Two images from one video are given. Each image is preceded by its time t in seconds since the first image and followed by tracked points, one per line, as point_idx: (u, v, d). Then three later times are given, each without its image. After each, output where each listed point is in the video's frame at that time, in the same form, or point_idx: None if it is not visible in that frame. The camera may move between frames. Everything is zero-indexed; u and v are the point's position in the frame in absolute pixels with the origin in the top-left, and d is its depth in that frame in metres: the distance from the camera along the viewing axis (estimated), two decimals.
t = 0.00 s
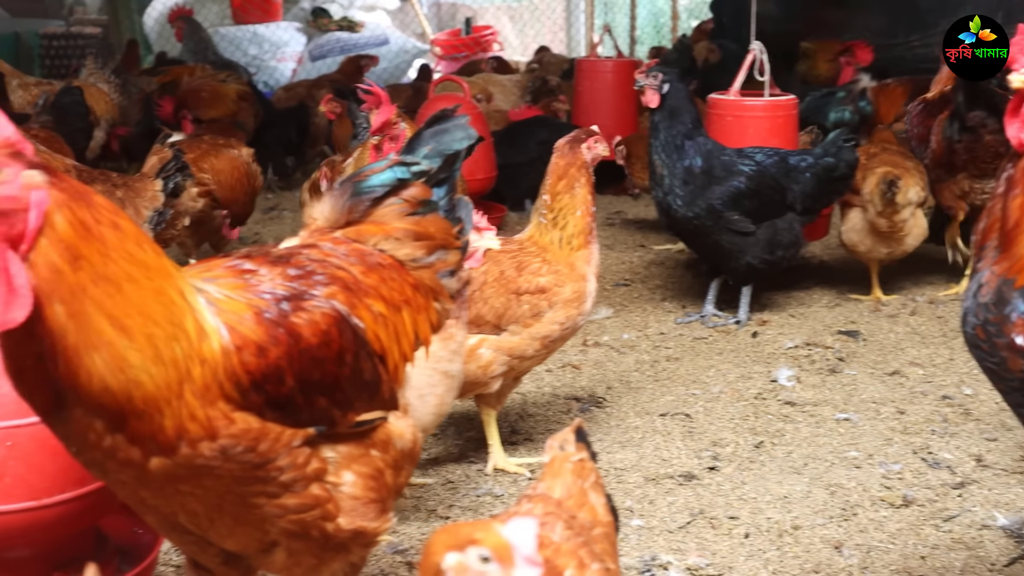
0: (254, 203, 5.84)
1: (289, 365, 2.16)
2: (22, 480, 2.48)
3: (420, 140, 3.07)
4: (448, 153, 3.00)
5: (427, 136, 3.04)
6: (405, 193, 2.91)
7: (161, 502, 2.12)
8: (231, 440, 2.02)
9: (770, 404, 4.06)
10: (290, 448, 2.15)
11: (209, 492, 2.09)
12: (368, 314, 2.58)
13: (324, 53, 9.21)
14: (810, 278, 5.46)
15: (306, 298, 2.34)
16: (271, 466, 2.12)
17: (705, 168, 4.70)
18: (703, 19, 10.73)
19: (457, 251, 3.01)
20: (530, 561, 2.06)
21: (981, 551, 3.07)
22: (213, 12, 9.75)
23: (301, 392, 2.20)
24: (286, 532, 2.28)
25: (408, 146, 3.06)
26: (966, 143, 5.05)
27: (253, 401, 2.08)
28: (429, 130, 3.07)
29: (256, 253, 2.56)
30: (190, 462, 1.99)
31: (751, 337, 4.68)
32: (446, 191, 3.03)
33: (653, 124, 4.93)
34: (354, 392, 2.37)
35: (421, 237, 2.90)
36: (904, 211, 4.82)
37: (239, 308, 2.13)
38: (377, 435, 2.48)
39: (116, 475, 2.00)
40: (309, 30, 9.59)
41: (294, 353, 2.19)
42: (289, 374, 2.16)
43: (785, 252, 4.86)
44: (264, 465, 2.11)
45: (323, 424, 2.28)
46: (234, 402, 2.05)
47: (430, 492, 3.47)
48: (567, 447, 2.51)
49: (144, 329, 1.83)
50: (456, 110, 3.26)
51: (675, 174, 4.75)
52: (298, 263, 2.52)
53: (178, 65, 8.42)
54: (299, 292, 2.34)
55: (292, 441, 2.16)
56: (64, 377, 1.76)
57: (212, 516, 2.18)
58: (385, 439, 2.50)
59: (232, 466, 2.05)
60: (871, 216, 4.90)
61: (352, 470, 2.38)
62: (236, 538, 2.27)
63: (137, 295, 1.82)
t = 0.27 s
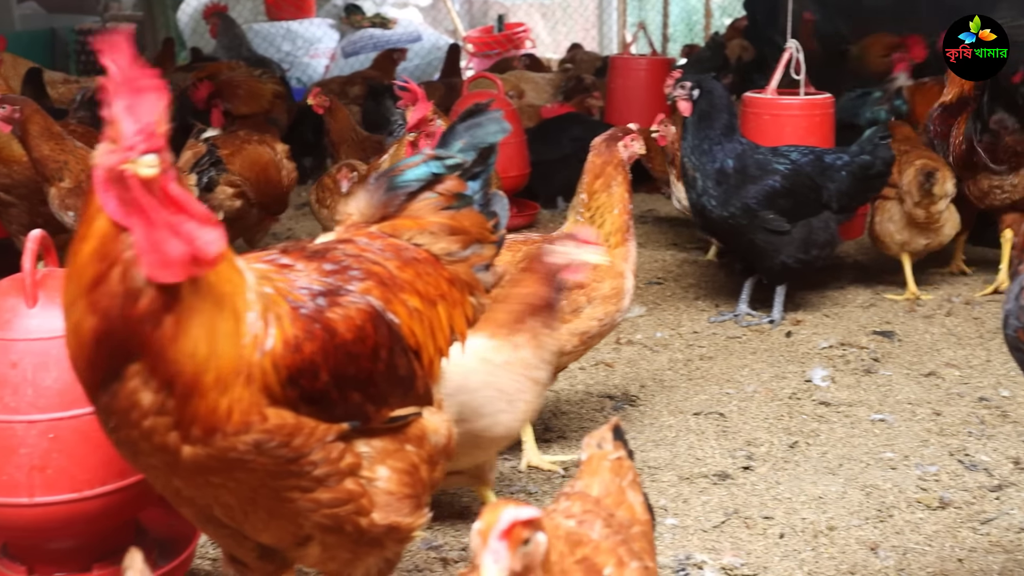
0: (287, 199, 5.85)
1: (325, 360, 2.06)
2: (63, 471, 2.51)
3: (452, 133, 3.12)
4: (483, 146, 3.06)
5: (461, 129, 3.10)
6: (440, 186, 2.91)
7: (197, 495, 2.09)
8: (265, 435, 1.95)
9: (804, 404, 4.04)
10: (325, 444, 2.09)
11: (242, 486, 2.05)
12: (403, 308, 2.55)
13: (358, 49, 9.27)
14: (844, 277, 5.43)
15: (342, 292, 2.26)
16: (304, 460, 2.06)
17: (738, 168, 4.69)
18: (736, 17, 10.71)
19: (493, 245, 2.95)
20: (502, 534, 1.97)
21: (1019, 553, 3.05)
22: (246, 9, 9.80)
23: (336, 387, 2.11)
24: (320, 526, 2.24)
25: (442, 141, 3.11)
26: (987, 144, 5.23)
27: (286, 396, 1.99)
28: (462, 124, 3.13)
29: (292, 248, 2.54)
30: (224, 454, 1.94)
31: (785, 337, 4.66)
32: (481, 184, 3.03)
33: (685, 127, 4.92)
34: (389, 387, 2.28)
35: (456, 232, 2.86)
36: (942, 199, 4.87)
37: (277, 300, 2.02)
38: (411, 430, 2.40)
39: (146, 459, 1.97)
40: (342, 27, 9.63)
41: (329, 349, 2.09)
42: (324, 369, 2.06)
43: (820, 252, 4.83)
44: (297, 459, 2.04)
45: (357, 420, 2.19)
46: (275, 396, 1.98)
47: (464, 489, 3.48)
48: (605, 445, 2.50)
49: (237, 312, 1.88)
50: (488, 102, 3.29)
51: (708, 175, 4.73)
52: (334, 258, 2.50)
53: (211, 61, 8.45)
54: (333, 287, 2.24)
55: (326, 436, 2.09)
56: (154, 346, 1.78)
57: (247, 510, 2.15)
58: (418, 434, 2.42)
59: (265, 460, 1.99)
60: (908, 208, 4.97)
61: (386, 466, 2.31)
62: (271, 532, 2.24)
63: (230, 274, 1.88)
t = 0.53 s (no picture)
0: (313, 198, 5.87)
1: (370, 356, 2.11)
2: (97, 468, 2.53)
3: (488, 138, 3.13)
4: (517, 151, 3.07)
5: (496, 134, 3.11)
6: (474, 190, 2.90)
7: (239, 493, 2.11)
8: (313, 432, 1.98)
9: (833, 405, 4.03)
10: (367, 439, 2.11)
11: (286, 483, 2.06)
12: (439, 308, 2.56)
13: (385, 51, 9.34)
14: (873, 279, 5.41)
15: (383, 291, 2.30)
16: (349, 457, 2.09)
17: (766, 169, 4.67)
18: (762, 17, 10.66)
19: (523, 248, 2.96)
20: (536, 535, 1.99)
21: None
22: (271, 7, 9.85)
23: (380, 384, 2.15)
24: (359, 524, 2.26)
25: (477, 144, 3.12)
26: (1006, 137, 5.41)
27: (334, 393, 2.04)
28: (498, 130, 3.13)
29: (329, 247, 2.55)
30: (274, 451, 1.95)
31: (812, 338, 4.65)
32: (513, 188, 3.07)
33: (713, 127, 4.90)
34: (429, 385, 2.30)
35: (489, 235, 2.86)
36: (971, 196, 4.95)
37: (325, 296, 2.09)
38: (447, 428, 2.43)
39: (196, 457, 1.96)
40: (367, 26, 9.65)
41: (375, 346, 2.13)
42: (370, 367, 2.11)
43: (849, 253, 4.82)
44: (342, 456, 2.07)
45: (399, 416, 2.22)
46: (322, 392, 2.01)
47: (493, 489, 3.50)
48: (638, 446, 2.53)
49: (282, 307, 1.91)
50: (523, 108, 3.31)
51: (735, 175, 4.71)
52: (372, 258, 2.51)
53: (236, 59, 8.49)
54: (376, 287, 2.29)
55: (369, 433, 2.12)
56: (209, 346, 1.78)
57: (288, 508, 2.16)
58: (454, 432, 2.44)
59: (312, 457, 2.02)
60: (936, 199, 5.04)
61: (424, 463, 2.33)
62: (309, 529, 2.25)
63: (275, 269, 1.91)
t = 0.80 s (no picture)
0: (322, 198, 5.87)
1: (389, 358, 2.12)
2: (110, 467, 2.53)
3: (496, 140, 3.12)
4: (526, 154, 3.05)
5: (505, 137, 3.10)
6: (483, 193, 2.91)
7: (255, 495, 2.09)
8: (334, 433, 1.98)
9: (842, 408, 4.03)
10: (385, 441, 2.11)
11: (304, 485, 2.06)
12: (451, 309, 2.55)
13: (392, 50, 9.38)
14: (882, 283, 5.41)
15: (400, 294, 2.30)
16: (367, 459, 2.09)
17: (775, 171, 4.67)
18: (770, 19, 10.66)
19: (531, 251, 2.97)
20: (550, 535, 1.96)
21: None
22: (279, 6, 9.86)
23: (398, 386, 2.15)
24: (374, 525, 2.25)
25: (486, 147, 3.11)
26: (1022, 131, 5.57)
27: (355, 395, 2.05)
28: (507, 132, 3.12)
29: (342, 249, 2.55)
30: (294, 453, 1.95)
31: (821, 341, 4.65)
32: (521, 191, 3.06)
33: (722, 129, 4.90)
34: (443, 387, 2.31)
35: (499, 237, 2.86)
36: (984, 199, 4.98)
37: (344, 298, 2.10)
38: (460, 429, 2.42)
39: (215, 458, 1.96)
40: (375, 26, 9.66)
41: (393, 348, 2.14)
42: (388, 369, 2.12)
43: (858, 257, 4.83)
44: (360, 458, 2.07)
45: (415, 418, 2.22)
46: (340, 392, 2.02)
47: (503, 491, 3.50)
48: (652, 450, 2.53)
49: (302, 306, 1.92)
50: (530, 110, 3.29)
51: (744, 178, 4.71)
52: (385, 259, 2.51)
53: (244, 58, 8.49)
54: (392, 289, 2.30)
55: (387, 435, 2.12)
56: (231, 345, 1.79)
57: (303, 510, 2.15)
58: (466, 433, 2.44)
59: (331, 458, 2.02)
60: (950, 204, 5.07)
61: (439, 464, 2.32)
62: (323, 531, 2.24)
63: (294, 269, 1.91)
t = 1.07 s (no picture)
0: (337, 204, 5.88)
1: (401, 370, 2.09)
2: (133, 473, 2.54)
3: (507, 144, 3.17)
4: (537, 155, 3.11)
5: (516, 142, 3.15)
6: (495, 194, 2.93)
7: (269, 501, 2.07)
8: (344, 447, 1.93)
9: (859, 416, 4.03)
10: (398, 453, 2.07)
11: (316, 496, 2.04)
12: (466, 315, 2.52)
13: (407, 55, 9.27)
14: (898, 290, 5.40)
15: (414, 304, 2.30)
16: (380, 470, 2.05)
17: (791, 178, 4.65)
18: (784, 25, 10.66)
19: (544, 253, 2.97)
20: (576, 543, 1.89)
21: None
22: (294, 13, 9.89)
23: (410, 396, 2.13)
24: (391, 534, 2.22)
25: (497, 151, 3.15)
26: None
27: (368, 405, 2.00)
28: (517, 136, 3.18)
29: (357, 256, 2.56)
30: (299, 462, 1.92)
31: (838, 349, 4.65)
32: (533, 194, 3.08)
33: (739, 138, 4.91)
34: (456, 396, 2.30)
35: (511, 238, 2.87)
36: (997, 205, 5.02)
37: (366, 310, 2.05)
38: (475, 436, 2.40)
39: (219, 451, 1.94)
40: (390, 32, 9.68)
41: (406, 358, 2.12)
42: (400, 380, 2.09)
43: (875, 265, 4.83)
44: (372, 470, 2.03)
45: (428, 428, 2.20)
46: (359, 408, 1.98)
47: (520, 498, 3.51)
48: (676, 459, 2.52)
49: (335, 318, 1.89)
50: (539, 117, 3.35)
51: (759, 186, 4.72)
52: (399, 267, 2.51)
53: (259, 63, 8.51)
54: (404, 299, 2.31)
55: (400, 446, 2.08)
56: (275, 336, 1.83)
57: (320, 518, 2.13)
58: (484, 440, 2.42)
59: (341, 470, 1.98)
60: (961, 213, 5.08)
61: (454, 471, 2.30)
62: (341, 540, 2.22)
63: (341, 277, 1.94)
